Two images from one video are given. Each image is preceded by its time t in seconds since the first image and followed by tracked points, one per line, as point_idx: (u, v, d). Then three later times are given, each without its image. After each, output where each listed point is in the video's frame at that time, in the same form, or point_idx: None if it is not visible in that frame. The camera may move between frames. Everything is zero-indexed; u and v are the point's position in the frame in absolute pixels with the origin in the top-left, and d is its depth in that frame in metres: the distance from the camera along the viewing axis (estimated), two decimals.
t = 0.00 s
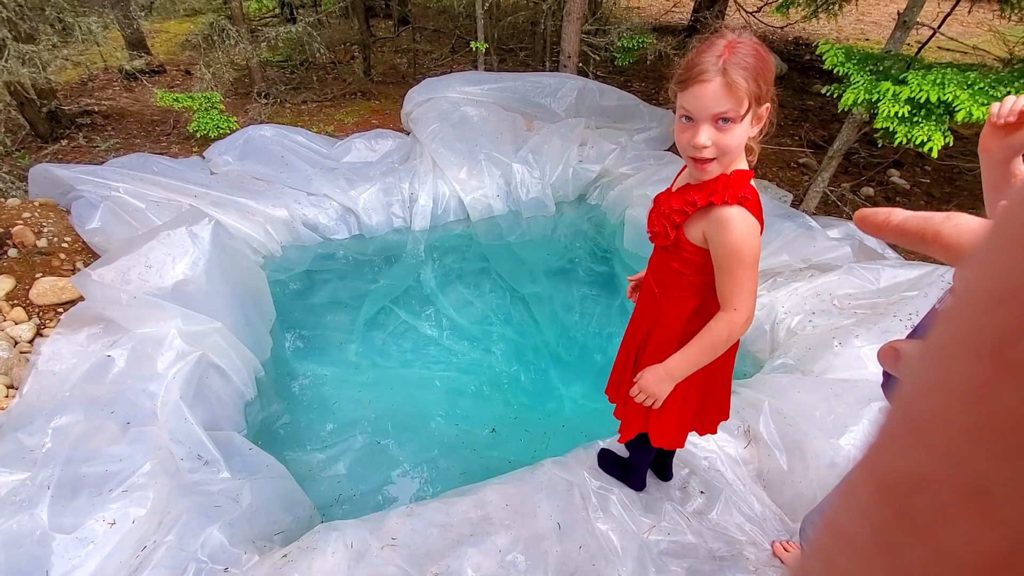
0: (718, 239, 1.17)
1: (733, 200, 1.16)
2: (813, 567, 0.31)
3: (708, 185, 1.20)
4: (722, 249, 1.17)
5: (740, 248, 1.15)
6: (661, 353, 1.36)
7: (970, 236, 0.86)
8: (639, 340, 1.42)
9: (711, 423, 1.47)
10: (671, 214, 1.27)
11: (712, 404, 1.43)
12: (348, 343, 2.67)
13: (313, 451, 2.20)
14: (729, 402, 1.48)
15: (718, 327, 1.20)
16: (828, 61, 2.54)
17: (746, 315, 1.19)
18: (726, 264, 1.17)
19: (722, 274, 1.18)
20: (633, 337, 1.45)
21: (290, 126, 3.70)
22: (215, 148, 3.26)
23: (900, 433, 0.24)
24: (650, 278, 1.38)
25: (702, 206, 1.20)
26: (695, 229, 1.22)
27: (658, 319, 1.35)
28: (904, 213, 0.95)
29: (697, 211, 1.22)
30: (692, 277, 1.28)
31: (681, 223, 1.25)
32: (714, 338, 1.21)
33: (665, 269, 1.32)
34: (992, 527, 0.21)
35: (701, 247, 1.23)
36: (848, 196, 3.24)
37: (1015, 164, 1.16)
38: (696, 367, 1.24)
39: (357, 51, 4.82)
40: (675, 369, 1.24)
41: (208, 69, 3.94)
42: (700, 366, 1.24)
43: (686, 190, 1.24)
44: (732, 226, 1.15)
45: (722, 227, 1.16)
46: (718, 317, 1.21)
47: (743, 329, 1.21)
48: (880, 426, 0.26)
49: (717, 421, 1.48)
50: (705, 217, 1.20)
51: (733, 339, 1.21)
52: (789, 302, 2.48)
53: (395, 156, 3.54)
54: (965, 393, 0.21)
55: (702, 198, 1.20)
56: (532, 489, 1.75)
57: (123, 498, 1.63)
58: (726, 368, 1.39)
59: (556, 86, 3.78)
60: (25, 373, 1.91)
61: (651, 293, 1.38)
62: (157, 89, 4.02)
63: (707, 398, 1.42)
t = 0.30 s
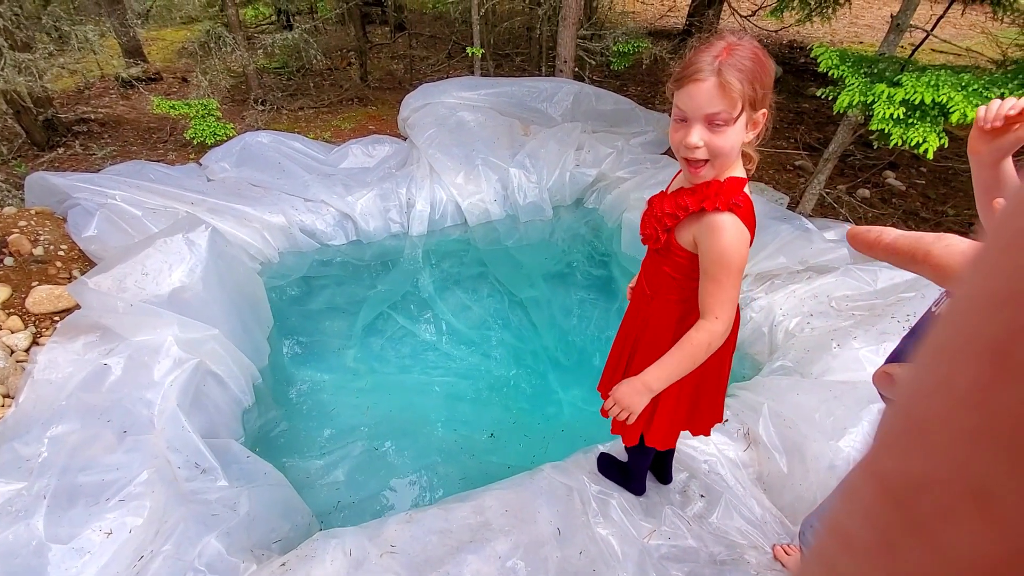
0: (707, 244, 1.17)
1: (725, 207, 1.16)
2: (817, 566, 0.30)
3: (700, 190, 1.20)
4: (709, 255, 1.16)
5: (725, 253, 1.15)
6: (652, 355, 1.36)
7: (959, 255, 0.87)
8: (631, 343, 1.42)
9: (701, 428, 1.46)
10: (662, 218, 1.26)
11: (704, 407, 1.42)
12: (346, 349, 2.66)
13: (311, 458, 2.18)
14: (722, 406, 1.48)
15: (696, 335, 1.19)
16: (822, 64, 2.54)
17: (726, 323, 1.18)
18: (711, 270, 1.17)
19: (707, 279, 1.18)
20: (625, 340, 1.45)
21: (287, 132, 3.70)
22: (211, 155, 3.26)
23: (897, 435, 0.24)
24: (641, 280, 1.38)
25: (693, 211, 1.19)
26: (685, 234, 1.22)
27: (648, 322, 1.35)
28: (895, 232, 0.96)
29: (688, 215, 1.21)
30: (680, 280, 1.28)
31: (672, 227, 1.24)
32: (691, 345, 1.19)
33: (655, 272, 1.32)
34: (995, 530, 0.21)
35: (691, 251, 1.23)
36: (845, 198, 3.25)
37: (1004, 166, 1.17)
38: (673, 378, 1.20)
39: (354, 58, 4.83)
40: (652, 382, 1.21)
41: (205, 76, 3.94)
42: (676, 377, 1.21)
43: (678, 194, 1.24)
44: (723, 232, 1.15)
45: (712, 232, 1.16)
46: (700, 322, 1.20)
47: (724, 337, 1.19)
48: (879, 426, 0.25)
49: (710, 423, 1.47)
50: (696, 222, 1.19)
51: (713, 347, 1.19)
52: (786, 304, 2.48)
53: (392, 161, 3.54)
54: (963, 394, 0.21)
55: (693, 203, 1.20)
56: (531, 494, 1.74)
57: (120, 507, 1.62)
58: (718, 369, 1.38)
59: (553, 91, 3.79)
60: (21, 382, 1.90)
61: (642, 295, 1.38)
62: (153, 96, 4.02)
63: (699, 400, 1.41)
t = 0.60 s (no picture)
0: (711, 247, 1.16)
1: (730, 211, 1.16)
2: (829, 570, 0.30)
3: (706, 194, 1.19)
4: (712, 258, 1.16)
5: (726, 256, 1.15)
6: (652, 355, 1.36)
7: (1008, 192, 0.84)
8: (633, 343, 1.42)
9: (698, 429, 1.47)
10: (668, 220, 1.26)
11: (704, 407, 1.42)
12: (343, 354, 2.66)
13: (309, 464, 2.18)
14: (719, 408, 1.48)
15: (695, 335, 1.18)
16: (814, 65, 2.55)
17: (725, 325, 1.17)
18: (713, 272, 1.16)
19: (709, 282, 1.17)
20: (625, 340, 1.45)
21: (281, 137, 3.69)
22: (206, 161, 3.25)
23: (900, 437, 0.24)
24: (644, 280, 1.38)
25: (697, 214, 1.19)
26: (690, 237, 1.22)
27: (650, 321, 1.35)
28: (943, 178, 0.94)
29: (693, 218, 1.21)
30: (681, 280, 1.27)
31: (677, 228, 1.24)
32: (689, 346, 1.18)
33: (659, 272, 1.32)
34: (999, 532, 0.20)
35: (695, 253, 1.23)
36: (839, 198, 3.26)
37: (996, 165, 1.18)
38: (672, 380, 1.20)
39: (348, 62, 4.84)
40: (651, 383, 1.20)
41: (199, 81, 3.94)
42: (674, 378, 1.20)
43: (684, 197, 1.24)
44: (728, 236, 1.15)
45: (716, 236, 1.16)
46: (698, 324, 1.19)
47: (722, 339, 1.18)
48: (885, 429, 0.25)
49: (707, 424, 1.48)
50: (701, 225, 1.19)
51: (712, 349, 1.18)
52: (783, 304, 2.48)
53: (387, 165, 3.55)
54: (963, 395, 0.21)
55: (699, 206, 1.19)
56: (530, 498, 1.73)
57: (116, 516, 1.61)
58: (717, 370, 1.38)
59: (548, 94, 3.79)
60: (16, 390, 1.88)
61: (644, 295, 1.37)
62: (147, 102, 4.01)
63: (697, 400, 1.42)
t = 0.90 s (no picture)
0: (706, 240, 1.17)
1: (720, 204, 1.17)
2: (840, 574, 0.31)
3: (694, 188, 1.20)
4: (709, 251, 1.16)
5: (724, 250, 1.15)
6: (658, 357, 1.36)
7: None
8: (637, 347, 1.42)
9: (705, 423, 1.46)
10: (660, 218, 1.27)
11: (710, 403, 1.42)
12: (338, 356, 2.65)
13: (303, 467, 2.17)
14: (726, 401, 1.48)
15: (704, 333, 1.19)
16: (804, 65, 2.57)
17: (731, 318, 1.18)
18: (712, 266, 1.17)
19: (709, 277, 1.18)
20: (630, 345, 1.45)
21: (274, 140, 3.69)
22: (198, 163, 3.24)
23: (911, 439, 0.24)
24: (644, 282, 1.38)
25: (687, 208, 1.20)
26: (683, 232, 1.22)
27: (654, 323, 1.35)
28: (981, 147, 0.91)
29: (684, 214, 1.21)
30: (684, 280, 1.28)
31: (670, 225, 1.25)
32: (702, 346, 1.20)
33: (658, 273, 1.32)
34: (1009, 533, 0.21)
35: (690, 249, 1.23)
36: (831, 196, 3.28)
37: (986, 163, 1.19)
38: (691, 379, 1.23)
39: (341, 64, 4.83)
40: (672, 389, 1.24)
41: (190, 84, 3.92)
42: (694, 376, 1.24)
43: (674, 194, 1.25)
44: (720, 227, 1.15)
45: (709, 229, 1.16)
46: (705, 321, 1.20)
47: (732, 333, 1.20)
48: (896, 433, 0.26)
49: (713, 420, 1.47)
50: (692, 220, 1.20)
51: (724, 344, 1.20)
52: (776, 302, 2.49)
53: (381, 167, 3.54)
54: (974, 397, 0.21)
55: (689, 201, 1.20)
56: (526, 498, 1.74)
57: (109, 520, 1.60)
58: (723, 364, 1.39)
59: (541, 95, 3.80)
60: (7, 395, 1.87)
61: (645, 298, 1.37)
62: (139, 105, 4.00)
63: (705, 397, 1.42)
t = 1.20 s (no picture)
0: (718, 242, 1.17)
1: (726, 204, 1.17)
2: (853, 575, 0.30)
3: (697, 193, 1.20)
4: (726, 252, 1.16)
5: (740, 248, 1.15)
6: (673, 363, 1.35)
7: None
8: (648, 358, 1.39)
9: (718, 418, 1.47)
10: (664, 226, 1.25)
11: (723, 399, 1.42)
12: (332, 358, 2.64)
13: (298, 469, 2.16)
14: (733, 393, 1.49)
15: (733, 328, 1.21)
16: (796, 65, 2.58)
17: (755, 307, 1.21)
18: (729, 266, 1.17)
19: (727, 276, 1.18)
20: (637, 357, 1.42)
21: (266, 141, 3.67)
22: (190, 164, 3.22)
23: (917, 443, 0.24)
24: (647, 293, 1.36)
25: (694, 213, 1.19)
26: (692, 237, 1.21)
27: (664, 331, 1.32)
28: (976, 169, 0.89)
29: (690, 219, 1.20)
30: (694, 284, 1.27)
31: (675, 232, 1.23)
32: (732, 339, 1.23)
33: (663, 281, 1.30)
34: (1013, 537, 0.21)
35: (699, 252, 1.22)
36: (824, 195, 3.29)
37: (980, 161, 1.20)
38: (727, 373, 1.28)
39: (334, 65, 4.81)
40: (711, 385, 1.29)
41: (182, 84, 3.90)
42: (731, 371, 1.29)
43: (676, 203, 1.23)
44: (731, 227, 1.15)
45: (720, 231, 1.16)
46: (729, 317, 1.21)
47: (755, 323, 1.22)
48: (903, 435, 0.25)
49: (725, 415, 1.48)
50: (700, 223, 1.19)
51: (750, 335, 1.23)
52: (769, 301, 2.50)
53: (374, 168, 3.54)
54: (974, 399, 0.21)
55: (695, 206, 1.19)
56: (521, 498, 1.73)
57: (100, 524, 1.58)
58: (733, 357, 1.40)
59: (534, 95, 3.79)
60: None
61: (651, 309, 1.35)
62: (130, 106, 3.97)
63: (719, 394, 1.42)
